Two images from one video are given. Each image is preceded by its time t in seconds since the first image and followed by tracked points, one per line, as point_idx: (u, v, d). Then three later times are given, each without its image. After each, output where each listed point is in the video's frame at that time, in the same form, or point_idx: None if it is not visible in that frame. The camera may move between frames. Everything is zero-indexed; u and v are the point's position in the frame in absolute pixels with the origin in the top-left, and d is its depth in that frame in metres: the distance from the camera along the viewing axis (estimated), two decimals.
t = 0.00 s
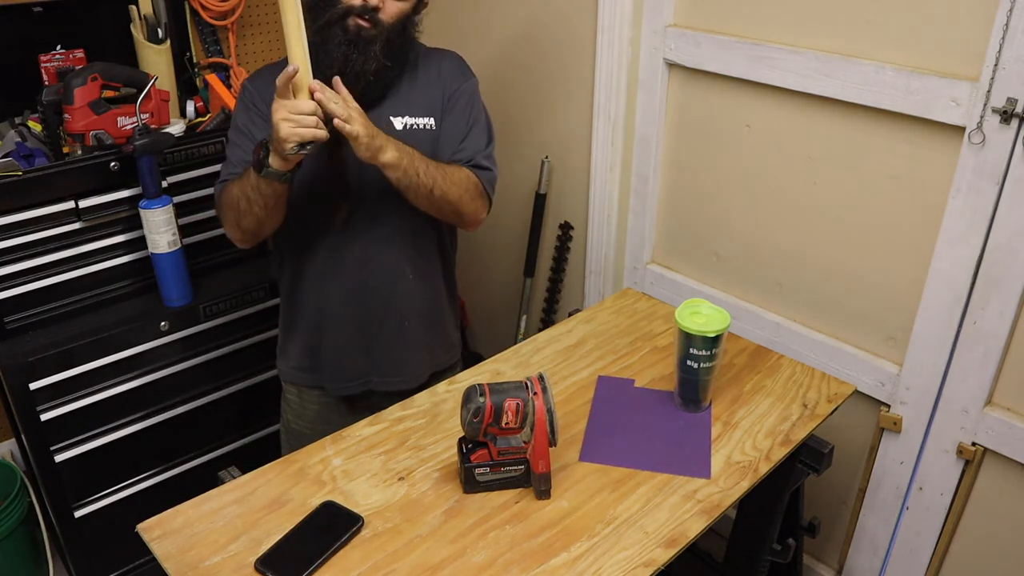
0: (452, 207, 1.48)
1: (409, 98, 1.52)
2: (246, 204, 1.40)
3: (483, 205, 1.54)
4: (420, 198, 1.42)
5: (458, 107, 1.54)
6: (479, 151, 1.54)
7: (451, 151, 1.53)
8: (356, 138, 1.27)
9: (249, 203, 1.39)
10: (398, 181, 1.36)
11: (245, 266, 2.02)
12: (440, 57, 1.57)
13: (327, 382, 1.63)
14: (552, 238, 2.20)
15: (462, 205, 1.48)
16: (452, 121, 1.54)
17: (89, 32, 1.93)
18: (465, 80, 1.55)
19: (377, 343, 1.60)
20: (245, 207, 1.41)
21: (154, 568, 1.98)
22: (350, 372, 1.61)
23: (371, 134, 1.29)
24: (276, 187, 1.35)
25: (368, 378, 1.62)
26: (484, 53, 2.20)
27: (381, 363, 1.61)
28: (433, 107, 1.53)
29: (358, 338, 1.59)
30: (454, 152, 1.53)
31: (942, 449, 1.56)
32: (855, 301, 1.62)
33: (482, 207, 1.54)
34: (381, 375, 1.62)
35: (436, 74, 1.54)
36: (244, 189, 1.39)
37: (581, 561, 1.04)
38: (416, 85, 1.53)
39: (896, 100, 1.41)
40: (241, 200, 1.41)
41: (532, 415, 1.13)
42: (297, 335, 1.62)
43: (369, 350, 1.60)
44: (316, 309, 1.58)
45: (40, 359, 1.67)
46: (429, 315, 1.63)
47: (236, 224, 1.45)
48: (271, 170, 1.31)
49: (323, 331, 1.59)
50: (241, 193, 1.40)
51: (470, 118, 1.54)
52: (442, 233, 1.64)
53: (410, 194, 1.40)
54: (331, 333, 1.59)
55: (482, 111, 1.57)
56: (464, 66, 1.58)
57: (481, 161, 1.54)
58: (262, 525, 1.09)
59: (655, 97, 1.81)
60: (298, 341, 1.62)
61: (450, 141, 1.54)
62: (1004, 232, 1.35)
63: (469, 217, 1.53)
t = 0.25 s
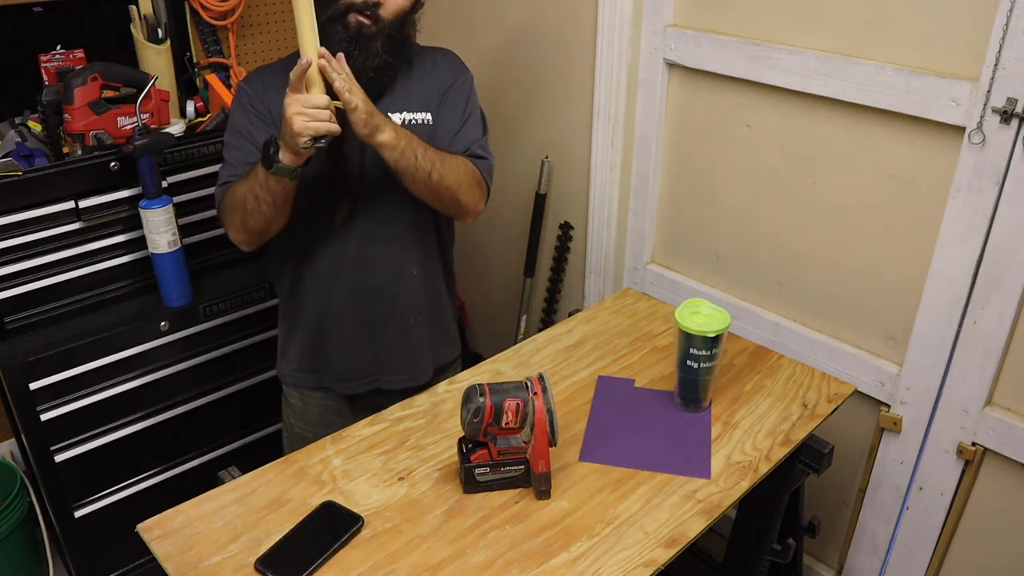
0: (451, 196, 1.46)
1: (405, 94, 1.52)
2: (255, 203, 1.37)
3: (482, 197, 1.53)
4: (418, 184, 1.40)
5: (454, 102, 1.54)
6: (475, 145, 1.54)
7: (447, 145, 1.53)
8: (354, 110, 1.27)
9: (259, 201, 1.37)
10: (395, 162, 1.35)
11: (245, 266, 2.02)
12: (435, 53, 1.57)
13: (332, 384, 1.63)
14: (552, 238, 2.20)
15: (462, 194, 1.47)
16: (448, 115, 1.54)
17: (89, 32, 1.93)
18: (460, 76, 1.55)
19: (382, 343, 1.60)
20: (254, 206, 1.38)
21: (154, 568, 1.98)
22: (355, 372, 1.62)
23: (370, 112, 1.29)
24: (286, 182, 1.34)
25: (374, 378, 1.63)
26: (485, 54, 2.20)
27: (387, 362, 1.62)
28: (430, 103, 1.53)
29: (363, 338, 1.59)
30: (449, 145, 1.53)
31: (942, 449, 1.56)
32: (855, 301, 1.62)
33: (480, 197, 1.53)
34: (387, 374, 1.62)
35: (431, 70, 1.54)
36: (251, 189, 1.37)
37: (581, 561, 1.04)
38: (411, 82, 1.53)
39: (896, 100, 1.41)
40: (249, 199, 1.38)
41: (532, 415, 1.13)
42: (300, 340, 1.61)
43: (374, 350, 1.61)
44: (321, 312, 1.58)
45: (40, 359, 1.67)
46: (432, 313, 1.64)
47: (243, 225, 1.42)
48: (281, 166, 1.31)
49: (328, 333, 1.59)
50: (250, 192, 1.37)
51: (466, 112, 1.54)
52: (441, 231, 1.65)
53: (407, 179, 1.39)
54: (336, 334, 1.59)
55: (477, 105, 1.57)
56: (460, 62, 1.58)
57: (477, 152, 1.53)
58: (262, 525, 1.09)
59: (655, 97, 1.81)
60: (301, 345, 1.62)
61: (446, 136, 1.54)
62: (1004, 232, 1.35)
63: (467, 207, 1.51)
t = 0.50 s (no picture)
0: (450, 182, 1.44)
1: (403, 91, 1.52)
2: (260, 210, 1.37)
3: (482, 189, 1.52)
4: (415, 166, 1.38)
5: (451, 98, 1.54)
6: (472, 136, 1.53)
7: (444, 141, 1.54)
8: (356, 84, 1.26)
9: (263, 208, 1.36)
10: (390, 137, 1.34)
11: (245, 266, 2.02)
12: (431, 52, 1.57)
13: (334, 384, 1.63)
14: (552, 239, 2.20)
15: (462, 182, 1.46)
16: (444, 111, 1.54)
17: (89, 32, 1.93)
18: (456, 72, 1.56)
19: (384, 343, 1.60)
20: (259, 213, 1.37)
21: (154, 568, 1.98)
22: (357, 372, 1.61)
23: (371, 87, 1.28)
24: (290, 191, 1.33)
25: (376, 377, 1.63)
26: (485, 54, 2.20)
27: (389, 361, 1.62)
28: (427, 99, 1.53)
29: (364, 338, 1.59)
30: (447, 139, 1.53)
31: (942, 449, 1.56)
32: (855, 301, 1.62)
33: (480, 187, 1.51)
34: (389, 373, 1.62)
35: (427, 67, 1.54)
36: (256, 196, 1.36)
37: (581, 561, 1.04)
38: (407, 80, 1.52)
39: (896, 100, 1.41)
40: (253, 206, 1.37)
41: (532, 415, 1.13)
42: (301, 340, 1.61)
43: (376, 350, 1.61)
44: (322, 312, 1.58)
45: (40, 359, 1.67)
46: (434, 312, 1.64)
47: (246, 230, 1.42)
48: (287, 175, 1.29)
49: (329, 333, 1.59)
50: (256, 200, 1.36)
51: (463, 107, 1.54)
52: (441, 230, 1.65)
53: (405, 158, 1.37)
54: (338, 334, 1.59)
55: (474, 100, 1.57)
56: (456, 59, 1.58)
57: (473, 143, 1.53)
58: (262, 525, 1.09)
59: (655, 97, 1.80)
60: (302, 345, 1.62)
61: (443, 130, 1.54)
62: (1004, 232, 1.35)
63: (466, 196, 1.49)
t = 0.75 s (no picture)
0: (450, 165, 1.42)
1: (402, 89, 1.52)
2: (263, 216, 1.37)
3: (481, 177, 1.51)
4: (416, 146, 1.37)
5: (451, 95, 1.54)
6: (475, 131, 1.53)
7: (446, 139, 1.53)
8: (358, 55, 1.25)
9: (266, 214, 1.37)
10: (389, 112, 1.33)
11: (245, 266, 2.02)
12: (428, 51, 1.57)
13: (334, 384, 1.63)
14: (552, 239, 2.20)
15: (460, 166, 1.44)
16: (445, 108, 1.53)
17: (89, 32, 1.93)
18: (454, 70, 1.56)
19: (385, 343, 1.60)
20: (262, 219, 1.38)
21: (154, 568, 1.98)
22: (357, 371, 1.61)
23: (373, 62, 1.27)
24: (292, 200, 1.33)
25: (377, 377, 1.62)
26: (485, 54, 2.20)
27: (390, 362, 1.61)
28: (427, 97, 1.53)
29: (366, 338, 1.59)
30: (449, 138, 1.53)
31: (942, 449, 1.56)
32: (855, 300, 1.62)
33: (480, 175, 1.50)
34: (390, 374, 1.62)
35: (426, 67, 1.54)
36: (259, 202, 1.37)
37: (581, 561, 1.04)
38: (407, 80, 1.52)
39: (896, 100, 1.41)
40: (256, 211, 1.38)
41: (532, 415, 1.13)
42: (302, 340, 1.61)
43: (377, 350, 1.61)
44: (323, 312, 1.58)
45: (40, 359, 1.67)
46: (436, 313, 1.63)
47: (248, 234, 1.42)
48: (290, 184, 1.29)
49: (330, 333, 1.59)
50: (259, 206, 1.37)
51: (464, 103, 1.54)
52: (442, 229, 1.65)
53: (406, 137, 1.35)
54: (339, 334, 1.59)
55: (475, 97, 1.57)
56: (454, 58, 1.58)
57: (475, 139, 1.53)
58: (262, 525, 1.09)
59: (655, 97, 1.80)
60: (303, 345, 1.62)
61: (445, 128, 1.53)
62: (1004, 233, 1.35)
63: (465, 183, 1.47)
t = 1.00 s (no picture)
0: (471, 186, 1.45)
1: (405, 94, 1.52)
2: (262, 219, 1.37)
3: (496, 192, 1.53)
4: (439, 176, 1.39)
5: (456, 101, 1.54)
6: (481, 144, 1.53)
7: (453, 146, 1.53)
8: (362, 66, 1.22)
9: (264, 217, 1.36)
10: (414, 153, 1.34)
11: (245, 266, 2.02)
12: (430, 52, 1.56)
13: (333, 384, 1.63)
14: (552, 238, 2.20)
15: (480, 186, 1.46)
16: (451, 116, 1.54)
17: (89, 32, 1.93)
18: (458, 74, 1.55)
19: (384, 344, 1.60)
20: (260, 221, 1.38)
21: (154, 568, 1.98)
22: (356, 371, 1.61)
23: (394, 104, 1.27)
24: (292, 203, 1.34)
25: (375, 378, 1.62)
26: (485, 54, 2.20)
27: (389, 363, 1.61)
28: (430, 103, 1.53)
29: (365, 338, 1.59)
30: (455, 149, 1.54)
31: (942, 449, 1.56)
32: (855, 300, 1.62)
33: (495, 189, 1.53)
34: (388, 375, 1.62)
35: (430, 71, 1.54)
36: (258, 204, 1.36)
37: (581, 561, 1.04)
38: (411, 84, 1.52)
39: (896, 100, 1.41)
40: (254, 214, 1.37)
41: (532, 415, 1.13)
42: (301, 339, 1.61)
43: (376, 351, 1.61)
44: (322, 312, 1.58)
45: (40, 359, 1.67)
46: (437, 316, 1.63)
47: (247, 235, 1.42)
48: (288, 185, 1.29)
49: (329, 333, 1.59)
50: (258, 209, 1.36)
51: (468, 111, 1.54)
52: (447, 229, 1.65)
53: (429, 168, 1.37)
54: (338, 335, 1.59)
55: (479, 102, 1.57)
56: (457, 60, 1.58)
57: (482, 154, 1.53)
58: (262, 526, 1.09)
59: (655, 97, 1.81)
60: (303, 344, 1.62)
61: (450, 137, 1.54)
62: (1004, 233, 1.35)
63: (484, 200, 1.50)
